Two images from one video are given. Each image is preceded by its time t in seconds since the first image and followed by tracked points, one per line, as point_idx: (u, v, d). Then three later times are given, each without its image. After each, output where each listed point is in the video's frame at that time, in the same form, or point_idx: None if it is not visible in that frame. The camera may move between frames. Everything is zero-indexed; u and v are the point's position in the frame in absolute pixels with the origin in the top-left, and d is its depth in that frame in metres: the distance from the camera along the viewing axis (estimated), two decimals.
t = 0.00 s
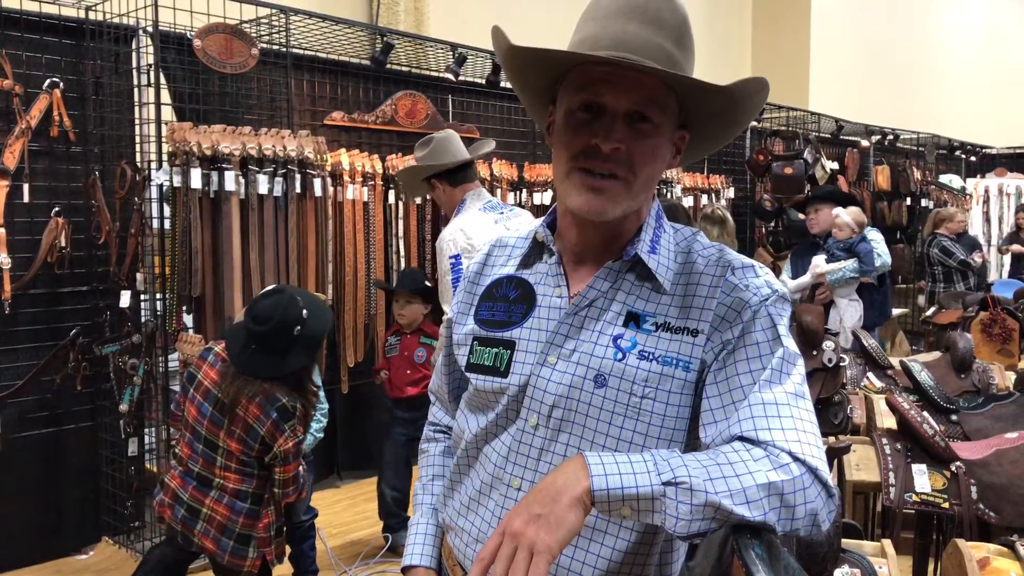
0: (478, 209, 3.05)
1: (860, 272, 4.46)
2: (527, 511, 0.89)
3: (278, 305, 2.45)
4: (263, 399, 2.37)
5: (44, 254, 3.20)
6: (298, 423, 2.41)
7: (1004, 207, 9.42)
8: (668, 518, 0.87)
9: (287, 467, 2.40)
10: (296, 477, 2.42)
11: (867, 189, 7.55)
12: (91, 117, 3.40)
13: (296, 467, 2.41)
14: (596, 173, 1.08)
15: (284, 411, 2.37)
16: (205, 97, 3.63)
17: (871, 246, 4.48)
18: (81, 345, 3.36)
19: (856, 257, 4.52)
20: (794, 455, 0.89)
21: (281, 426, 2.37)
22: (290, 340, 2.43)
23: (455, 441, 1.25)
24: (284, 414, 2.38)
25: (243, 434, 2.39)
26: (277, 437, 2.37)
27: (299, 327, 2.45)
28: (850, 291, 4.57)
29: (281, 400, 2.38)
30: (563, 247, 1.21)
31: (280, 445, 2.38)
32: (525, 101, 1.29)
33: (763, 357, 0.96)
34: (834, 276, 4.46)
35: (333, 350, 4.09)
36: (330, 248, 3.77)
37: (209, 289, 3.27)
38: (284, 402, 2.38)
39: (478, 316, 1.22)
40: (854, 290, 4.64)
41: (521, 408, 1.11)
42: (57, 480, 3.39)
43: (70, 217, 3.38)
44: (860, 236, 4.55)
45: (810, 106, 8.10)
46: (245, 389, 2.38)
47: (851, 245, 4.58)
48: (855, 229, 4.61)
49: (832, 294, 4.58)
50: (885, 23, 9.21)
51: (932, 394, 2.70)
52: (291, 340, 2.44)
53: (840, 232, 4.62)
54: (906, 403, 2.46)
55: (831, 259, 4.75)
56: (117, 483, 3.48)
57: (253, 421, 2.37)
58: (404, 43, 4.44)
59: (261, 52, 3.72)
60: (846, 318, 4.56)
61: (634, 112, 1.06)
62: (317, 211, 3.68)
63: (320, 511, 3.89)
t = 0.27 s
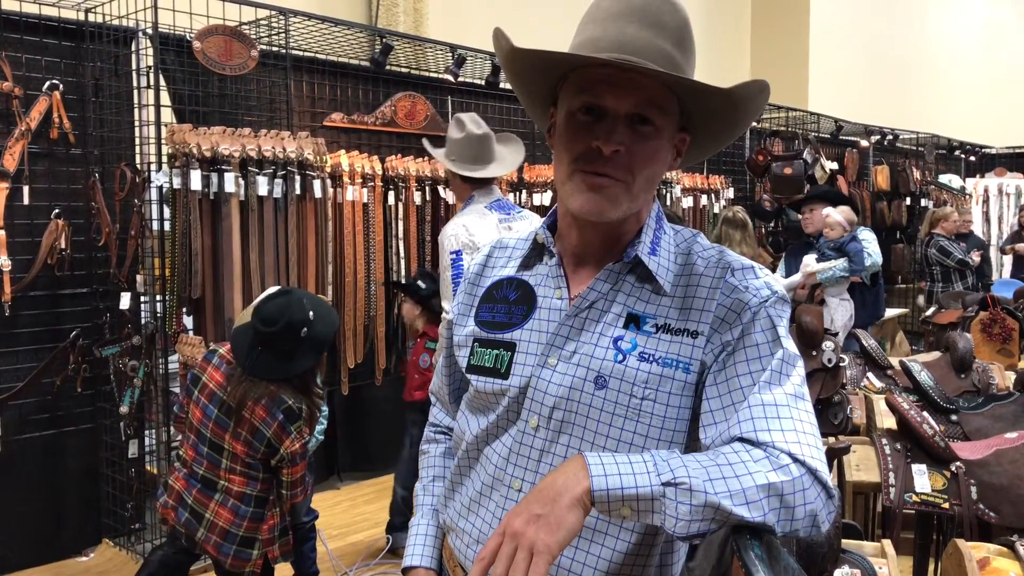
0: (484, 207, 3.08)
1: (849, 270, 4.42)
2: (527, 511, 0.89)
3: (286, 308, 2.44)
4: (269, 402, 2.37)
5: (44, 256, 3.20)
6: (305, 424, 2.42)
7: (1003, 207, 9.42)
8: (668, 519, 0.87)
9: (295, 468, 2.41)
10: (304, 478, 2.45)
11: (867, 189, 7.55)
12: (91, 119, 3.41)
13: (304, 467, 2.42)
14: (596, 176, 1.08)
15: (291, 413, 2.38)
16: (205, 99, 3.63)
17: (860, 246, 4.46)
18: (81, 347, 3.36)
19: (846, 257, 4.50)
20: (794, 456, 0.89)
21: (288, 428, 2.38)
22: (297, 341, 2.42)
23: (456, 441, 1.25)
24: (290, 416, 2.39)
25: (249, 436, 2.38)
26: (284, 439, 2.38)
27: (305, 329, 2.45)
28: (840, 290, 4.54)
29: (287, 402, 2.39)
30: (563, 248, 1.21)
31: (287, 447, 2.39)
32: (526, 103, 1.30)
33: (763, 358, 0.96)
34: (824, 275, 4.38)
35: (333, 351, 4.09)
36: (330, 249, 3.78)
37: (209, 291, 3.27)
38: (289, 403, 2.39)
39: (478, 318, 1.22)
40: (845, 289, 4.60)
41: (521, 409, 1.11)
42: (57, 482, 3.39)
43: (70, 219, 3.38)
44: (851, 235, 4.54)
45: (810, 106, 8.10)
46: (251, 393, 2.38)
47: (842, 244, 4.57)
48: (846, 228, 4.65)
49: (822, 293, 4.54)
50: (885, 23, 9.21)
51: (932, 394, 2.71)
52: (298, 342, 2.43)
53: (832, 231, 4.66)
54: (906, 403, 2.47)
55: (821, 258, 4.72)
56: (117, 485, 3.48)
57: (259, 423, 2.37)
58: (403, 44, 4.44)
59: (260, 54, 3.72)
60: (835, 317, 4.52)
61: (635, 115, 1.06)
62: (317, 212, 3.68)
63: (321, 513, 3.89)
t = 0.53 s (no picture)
0: (491, 207, 3.09)
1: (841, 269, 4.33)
2: (531, 509, 0.89)
3: (292, 308, 2.44)
4: (273, 402, 2.37)
5: (45, 257, 3.20)
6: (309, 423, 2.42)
7: (1003, 206, 9.41)
8: (670, 517, 0.88)
9: (302, 468, 2.40)
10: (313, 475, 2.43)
11: (867, 189, 7.55)
12: (92, 120, 3.41)
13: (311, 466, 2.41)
14: (600, 180, 1.08)
15: (295, 413, 2.38)
16: (206, 100, 3.64)
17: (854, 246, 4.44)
18: (82, 348, 3.37)
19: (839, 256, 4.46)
20: (795, 456, 0.89)
21: (292, 428, 2.38)
22: (303, 342, 2.42)
23: (457, 441, 1.26)
24: (294, 416, 2.38)
25: (254, 437, 2.39)
26: (288, 440, 2.38)
27: (311, 330, 2.44)
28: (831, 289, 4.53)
29: (292, 403, 2.39)
30: (565, 250, 1.22)
31: (291, 447, 2.38)
32: (528, 106, 1.30)
33: (763, 359, 0.97)
34: (817, 273, 4.24)
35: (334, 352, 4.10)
36: (331, 250, 3.79)
37: (210, 292, 3.27)
38: (294, 404, 2.39)
39: (480, 318, 1.22)
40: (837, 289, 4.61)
41: (523, 409, 1.11)
42: (58, 483, 3.39)
43: (71, 221, 3.39)
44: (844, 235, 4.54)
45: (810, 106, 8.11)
46: (256, 394, 2.38)
47: (837, 244, 4.54)
48: (840, 228, 4.66)
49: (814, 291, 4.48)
50: (885, 23, 9.21)
51: (932, 393, 2.72)
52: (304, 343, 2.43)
53: (827, 230, 4.65)
54: (906, 403, 2.48)
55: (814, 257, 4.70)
56: (119, 486, 3.48)
57: (264, 424, 2.37)
58: (404, 45, 4.44)
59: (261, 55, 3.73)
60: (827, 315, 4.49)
61: (640, 119, 1.07)
62: (318, 213, 3.69)
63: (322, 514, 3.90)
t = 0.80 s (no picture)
0: (495, 209, 3.10)
1: (839, 271, 4.33)
2: (532, 507, 0.90)
3: (298, 309, 2.44)
4: (279, 404, 2.38)
5: (46, 258, 3.21)
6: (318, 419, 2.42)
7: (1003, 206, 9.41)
8: (670, 516, 0.88)
9: (325, 455, 2.43)
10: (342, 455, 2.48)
11: (867, 189, 7.55)
12: (92, 122, 3.41)
13: (334, 451, 2.45)
14: (603, 180, 1.09)
15: (302, 412, 2.39)
16: (207, 101, 3.65)
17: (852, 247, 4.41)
18: (83, 349, 3.37)
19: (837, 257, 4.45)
20: (795, 456, 0.89)
21: (302, 425, 2.39)
22: (307, 343, 2.42)
23: (456, 441, 1.26)
24: (301, 414, 2.39)
25: (259, 438, 2.40)
26: (298, 436, 2.39)
27: (317, 331, 2.44)
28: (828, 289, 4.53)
29: (297, 403, 2.39)
30: (565, 250, 1.22)
31: (304, 441, 2.40)
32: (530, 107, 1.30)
33: (763, 359, 0.97)
34: (814, 274, 4.27)
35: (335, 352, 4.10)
36: (332, 251, 3.79)
37: (211, 294, 3.28)
38: (299, 403, 2.39)
39: (479, 317, 1.22)
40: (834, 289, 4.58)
41: (522, 409, 1.12)
42: (59, 483, 3.39)
43: (72, 221, 3.39)
44: (844, 236, 4.50)
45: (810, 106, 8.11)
46: (261, 395, 2.38)
47: (835, 245, 4.53)
48: (839, 228, 4.66)
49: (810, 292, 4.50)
50: (884, 23, 9.22)
51: (932, 392, 2.72)
52: (309, 344, 2.43)
53: (826, 231, 4.65)
54: (907, 402, 2.48)
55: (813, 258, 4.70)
56: (120, 487, 3.49)
57: (269, 424, 2.38)
58: (404, 46, 4.45)
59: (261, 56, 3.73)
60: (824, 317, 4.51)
61: (644, 120, 1.07)
62: (318, 214, 3.69)
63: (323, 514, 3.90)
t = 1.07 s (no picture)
0: (499, 212, 3.12)
1: (843, 272, 4.38)
2: (531, 508, 0.90)
3: (299, 309, 2.44)
4: (283, 401, 2.38)
5: (46, 259, 3.21)
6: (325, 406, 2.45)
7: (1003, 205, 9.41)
8: (669, 516, 0.88)
9: (337, 429, 2.51)
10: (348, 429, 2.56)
11: (867, 189, 7.55)
12: (92, 122, 3.42)
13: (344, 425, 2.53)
14: (588, 185, 1.09)
15: (309, 405, 2.40)
16: (206, 101, 3.65)
17: (855, 249, 4.44)
18: (83, 350, 3.37)
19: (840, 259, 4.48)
20: (794, 455, 0.89)
21: (310, 416, 2.42)
22: (308, 343, 2.42)
23: (456, 440, 1.26)
24: (309, 407, 2.41)
25: (266, 436, 2.42)
26: (307, 425, 2.43)
27: (317, 331, 2.44)
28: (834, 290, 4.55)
29: (302, 398, 2.39)
30: (563, 249, 1.22)
31: (314, 427, 2.45)
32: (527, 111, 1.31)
33: (761, 359, 0.97)
34: (816, 275, 4.33)
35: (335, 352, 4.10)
36: (332, 252, 3.79)
37: (211, 295, 3.28)
38: (305, 399, 2.40)
39: (480, 316, 1.22)
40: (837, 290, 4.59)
41: (521, 407, 1.12)
42: (59, 484, 3.39)
43: (72, 222, 3.39)
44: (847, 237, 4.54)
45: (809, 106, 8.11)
46: (265, 394, 2.37)
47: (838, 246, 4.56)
48: (841, 229, 4.66)
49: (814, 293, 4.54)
50: (884, 23, 9.22)
51: (932, 392, 2.72)
52: (311, 344, 2.43)
53: (828, 232, 4.66)
54: (906, 402, 2.48)
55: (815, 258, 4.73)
56: (120, 487, 3.49)
57: (275, 422, 2.39)
58: (404, 47, 4.45)
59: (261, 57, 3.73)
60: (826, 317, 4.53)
61: (628, 123, 1.07)
62: (318, 215, 3.69)
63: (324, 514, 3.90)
